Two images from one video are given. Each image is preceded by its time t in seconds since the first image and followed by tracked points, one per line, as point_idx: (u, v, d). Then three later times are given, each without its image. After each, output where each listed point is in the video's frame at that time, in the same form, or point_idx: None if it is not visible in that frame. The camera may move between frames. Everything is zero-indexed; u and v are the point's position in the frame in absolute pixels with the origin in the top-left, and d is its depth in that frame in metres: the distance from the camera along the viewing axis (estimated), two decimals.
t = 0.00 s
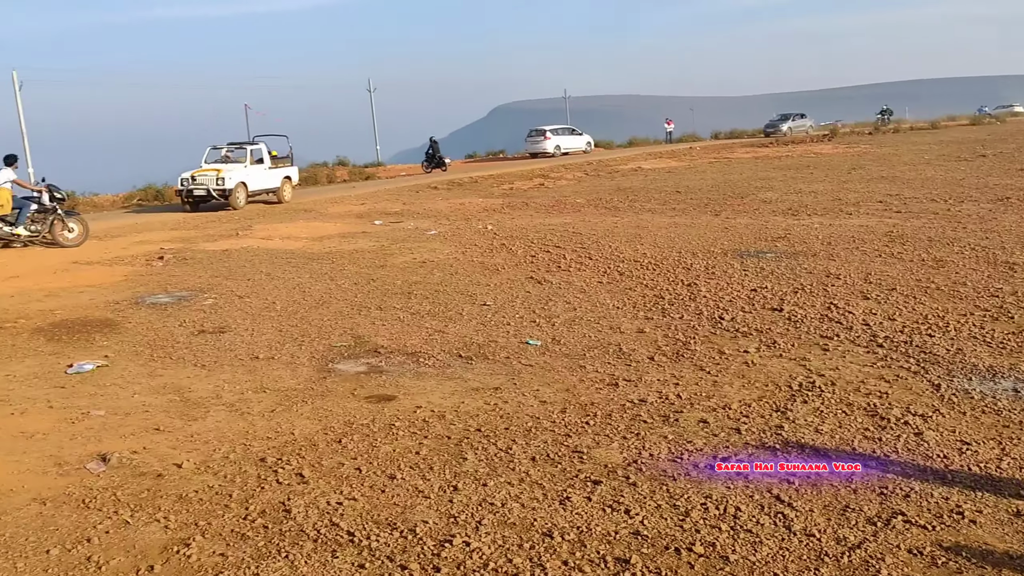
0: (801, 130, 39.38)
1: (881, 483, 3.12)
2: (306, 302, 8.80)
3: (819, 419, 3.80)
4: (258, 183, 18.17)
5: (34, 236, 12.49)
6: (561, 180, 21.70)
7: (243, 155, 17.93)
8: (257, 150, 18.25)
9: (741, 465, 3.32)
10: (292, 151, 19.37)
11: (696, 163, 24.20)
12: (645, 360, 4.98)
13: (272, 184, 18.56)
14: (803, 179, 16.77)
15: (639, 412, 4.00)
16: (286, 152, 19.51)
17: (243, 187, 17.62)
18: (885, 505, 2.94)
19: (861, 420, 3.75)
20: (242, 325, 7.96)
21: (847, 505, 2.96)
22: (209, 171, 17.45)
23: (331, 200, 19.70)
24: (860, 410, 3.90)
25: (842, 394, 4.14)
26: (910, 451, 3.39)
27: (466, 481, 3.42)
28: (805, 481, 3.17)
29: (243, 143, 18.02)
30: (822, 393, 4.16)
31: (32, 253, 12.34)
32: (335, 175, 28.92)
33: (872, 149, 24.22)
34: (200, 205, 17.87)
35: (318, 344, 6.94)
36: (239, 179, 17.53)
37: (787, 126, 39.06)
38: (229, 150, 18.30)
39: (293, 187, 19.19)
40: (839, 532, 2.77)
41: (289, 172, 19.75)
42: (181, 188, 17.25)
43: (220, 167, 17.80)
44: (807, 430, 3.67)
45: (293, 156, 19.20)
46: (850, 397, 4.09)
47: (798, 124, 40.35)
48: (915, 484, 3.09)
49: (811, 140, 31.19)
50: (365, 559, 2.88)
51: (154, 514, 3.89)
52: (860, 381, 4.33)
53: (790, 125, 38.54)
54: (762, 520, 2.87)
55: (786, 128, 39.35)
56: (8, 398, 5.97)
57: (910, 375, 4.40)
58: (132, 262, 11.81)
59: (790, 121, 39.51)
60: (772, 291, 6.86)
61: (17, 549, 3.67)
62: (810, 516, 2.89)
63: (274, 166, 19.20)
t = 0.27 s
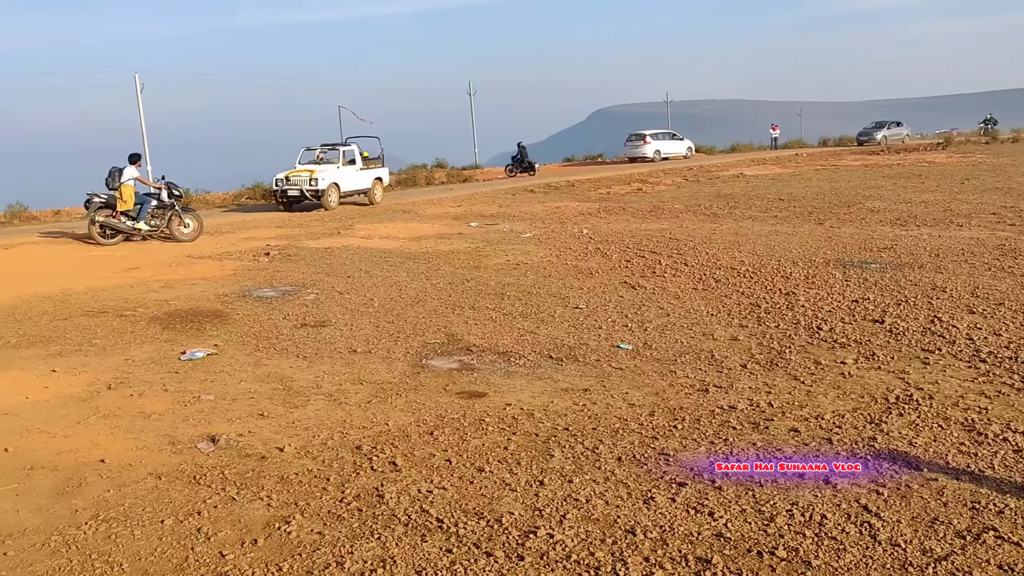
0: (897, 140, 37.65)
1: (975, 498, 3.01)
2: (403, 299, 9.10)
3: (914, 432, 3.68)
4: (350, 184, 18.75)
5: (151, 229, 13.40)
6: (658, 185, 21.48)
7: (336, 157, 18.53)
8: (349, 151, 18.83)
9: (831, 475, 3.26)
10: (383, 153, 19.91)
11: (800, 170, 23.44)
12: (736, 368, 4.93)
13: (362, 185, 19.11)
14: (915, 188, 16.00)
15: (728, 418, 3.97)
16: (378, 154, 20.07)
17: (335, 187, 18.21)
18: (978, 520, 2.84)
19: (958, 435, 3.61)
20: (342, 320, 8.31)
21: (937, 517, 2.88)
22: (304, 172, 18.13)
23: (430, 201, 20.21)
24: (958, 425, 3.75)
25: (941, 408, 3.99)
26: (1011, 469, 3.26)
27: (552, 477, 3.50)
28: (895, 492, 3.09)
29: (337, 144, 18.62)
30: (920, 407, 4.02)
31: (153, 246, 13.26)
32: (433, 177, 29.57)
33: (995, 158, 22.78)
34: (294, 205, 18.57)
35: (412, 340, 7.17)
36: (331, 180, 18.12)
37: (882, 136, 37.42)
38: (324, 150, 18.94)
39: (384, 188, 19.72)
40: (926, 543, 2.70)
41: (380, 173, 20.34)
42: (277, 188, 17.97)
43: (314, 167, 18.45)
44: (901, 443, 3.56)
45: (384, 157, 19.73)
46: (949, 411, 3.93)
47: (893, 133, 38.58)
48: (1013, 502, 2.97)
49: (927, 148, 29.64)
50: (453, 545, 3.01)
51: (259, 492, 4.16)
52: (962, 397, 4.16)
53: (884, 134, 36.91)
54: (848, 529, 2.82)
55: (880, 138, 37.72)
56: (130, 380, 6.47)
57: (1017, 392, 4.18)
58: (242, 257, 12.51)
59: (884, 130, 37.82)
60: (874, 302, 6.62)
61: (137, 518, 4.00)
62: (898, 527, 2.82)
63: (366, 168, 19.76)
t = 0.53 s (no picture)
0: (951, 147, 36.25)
1: None
2: (461, 303, 9.23)
3: (975, 443, 3.60)
4: (402, 189, 19.00)
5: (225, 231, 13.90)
6: (719, 191, 21.21)
7: (389, 162, 18.80)
8: (402, 155, 19.07)
9: (886, 483, 3.22)
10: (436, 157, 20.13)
11: (868, 176, 22.84)
12: (795, 376, 4.88)
13: (414, 191, 19.36)
14: (990, 196, 15.42)
15: (783, 426, 3.95)
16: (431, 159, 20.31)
17: (388, 192, 18.47)
18: None
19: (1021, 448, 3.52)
20: (401, 322, 8.49)
21: (995, 528, 2.83)
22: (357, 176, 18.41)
23: (489, 206, 20.37)
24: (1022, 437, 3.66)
25: (1003, 420, 3.89)
26: None
27: (604, 478, 3.54)
28: (952, 502, 3.04)
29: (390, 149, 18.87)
30: (982, 418, 3.92)
31: (222, 248, 13.75)
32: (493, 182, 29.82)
33: None
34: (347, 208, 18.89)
35: (470, 342, 7.29)
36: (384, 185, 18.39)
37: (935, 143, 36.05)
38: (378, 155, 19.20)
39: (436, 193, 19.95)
40: (981, 554, 2.67)
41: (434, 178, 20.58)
42: (330, 192, 18.30)
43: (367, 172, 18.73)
44: (960, 453, 3.49)
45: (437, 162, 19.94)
46: (1012, 423, 3.83)
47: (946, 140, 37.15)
48: None
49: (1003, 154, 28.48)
50: (506, 541, 3.08)
51: (320, 485, 4.31)
52: None
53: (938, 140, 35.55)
54: (901, 537, 2.80)
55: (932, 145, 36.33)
56: (199, 376, 6.76)
57: None
58: (306, 259, 12.88)
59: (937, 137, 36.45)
60: (940, 312, 6.45)
61: (205, 506, 4.20)
62: (953, 537, 2.78)
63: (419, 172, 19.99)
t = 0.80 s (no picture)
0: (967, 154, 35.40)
1: None
2: (491, 307, 9.31)
3: (1008, 451, 3.58)
4: (425, 194, 19.13)
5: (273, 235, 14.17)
6: (751, 197, 21.07)
7: (412, 167, 18.95)
8: (426, 160, 19.15)
9: (917, 489, 3.22)
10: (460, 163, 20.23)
11: (902, 182, 22.54)
12: (826, 383, 4.86)
13: (437, 196, 19.48)
14: None
15: (815, 432, 3.95)
16: (455, 163, 20.40)
17: (411, 198, 18.60)
18: None
19: None
20: (433, 326, 8.59)
21: None
22: (379, 182, 18.50)
23: (519, 211, 20.44)
24: None
25: None
26: None
27: (635, 482, 3.58)
28: (984, 509, 3.03)
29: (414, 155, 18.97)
30: (1016, 426, 3.89)
31: (256, 252, 14.00)
32: (523, 187, 29.90)
33: None
34: (370, 213, 19.03)
35: (501, 346, 7.36)
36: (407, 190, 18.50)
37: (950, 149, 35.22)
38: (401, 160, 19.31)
39: (460, 199, 20.06)
40: (1012, 561, 2.66)
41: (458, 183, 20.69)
42: (353, 197, 18.49)
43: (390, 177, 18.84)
44: (993, 461, 3.47)
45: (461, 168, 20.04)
46: None
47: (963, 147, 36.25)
48: None
49: None
50: (538, 541, 3.14)
51: (355, 485, 4.40)
52: None
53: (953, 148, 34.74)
54: (931, 542, 2.81)
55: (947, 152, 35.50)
56: (235, 378, 6.92)
57: None
58: (338, 264, 13.06)
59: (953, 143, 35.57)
60: (974, 319, 6.38)
61: (243, 504, 4.32)
62: (985, 544, 2.78)
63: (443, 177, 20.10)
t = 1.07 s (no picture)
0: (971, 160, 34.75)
1: None
2: (517, 311, 9.37)
3: None
4: (442, 199, 19.19)
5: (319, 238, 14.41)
6: (776, 201, 20.96)
7: (429, 172, 19.00)
8: (443, 164, 19.19)
9: (947, 494, 3.23)
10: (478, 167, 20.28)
11: (929, 187, 22.30)
12: (854, 388, 4.86)
13: (454, 201, 19.54)
14: None
15: (843, 437, 3.96)
16: (472, 168, 20.46)
17: (428, 203, 18.65)
18: None
19: None
20: (459, 329, 8.68)
21: None
22: (395, 187, 18.53)
23: (542, 216, 20.50)
24: None
25: None
26: None
27: (665, 485, 3.62)
28: (1015, 515, 3.03)
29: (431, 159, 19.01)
30: None
31: (283, 256, 14.19)
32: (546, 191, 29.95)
33: None
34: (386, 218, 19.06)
35: (528, 350, 7.42)
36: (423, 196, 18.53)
37: (953, 155, 34.62)
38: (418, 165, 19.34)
39: (478, 203, 20.12)
40: None
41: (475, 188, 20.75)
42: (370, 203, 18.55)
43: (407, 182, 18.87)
44: None
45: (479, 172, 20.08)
46: None
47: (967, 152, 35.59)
48: None
49: None
50: (569, 543, 3.19)
51: (387, 486, 4.47)
52: None
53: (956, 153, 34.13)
54: (962, 547, 2.82)
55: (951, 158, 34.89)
56: (265, 380, 7.04)
57: None
58: (363, 267, 13.20)
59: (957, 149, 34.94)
60: (1003, 325, 6.33)
61: (278, 505, 4.40)
62: (1017, 549, 2.79)
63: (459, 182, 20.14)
